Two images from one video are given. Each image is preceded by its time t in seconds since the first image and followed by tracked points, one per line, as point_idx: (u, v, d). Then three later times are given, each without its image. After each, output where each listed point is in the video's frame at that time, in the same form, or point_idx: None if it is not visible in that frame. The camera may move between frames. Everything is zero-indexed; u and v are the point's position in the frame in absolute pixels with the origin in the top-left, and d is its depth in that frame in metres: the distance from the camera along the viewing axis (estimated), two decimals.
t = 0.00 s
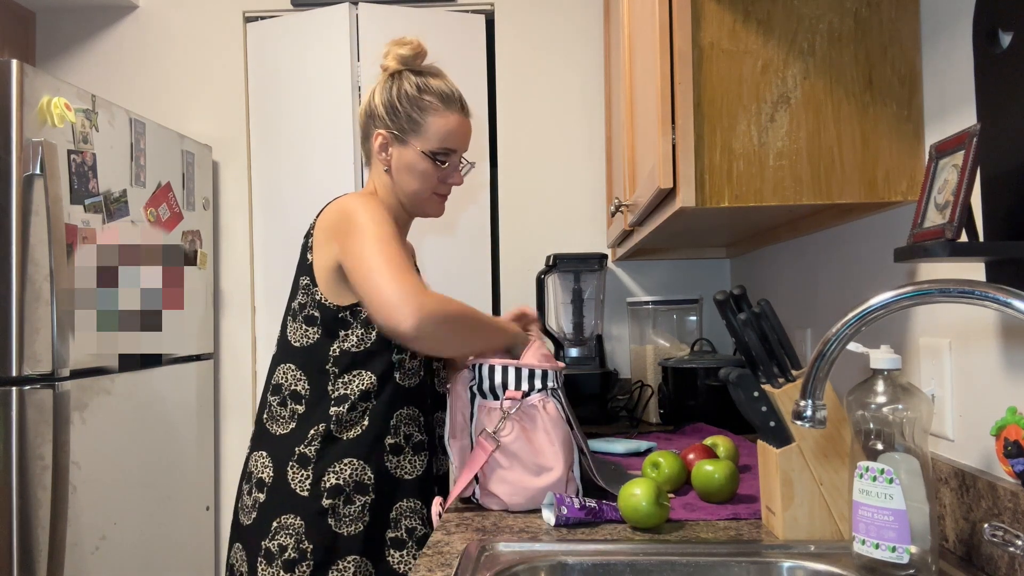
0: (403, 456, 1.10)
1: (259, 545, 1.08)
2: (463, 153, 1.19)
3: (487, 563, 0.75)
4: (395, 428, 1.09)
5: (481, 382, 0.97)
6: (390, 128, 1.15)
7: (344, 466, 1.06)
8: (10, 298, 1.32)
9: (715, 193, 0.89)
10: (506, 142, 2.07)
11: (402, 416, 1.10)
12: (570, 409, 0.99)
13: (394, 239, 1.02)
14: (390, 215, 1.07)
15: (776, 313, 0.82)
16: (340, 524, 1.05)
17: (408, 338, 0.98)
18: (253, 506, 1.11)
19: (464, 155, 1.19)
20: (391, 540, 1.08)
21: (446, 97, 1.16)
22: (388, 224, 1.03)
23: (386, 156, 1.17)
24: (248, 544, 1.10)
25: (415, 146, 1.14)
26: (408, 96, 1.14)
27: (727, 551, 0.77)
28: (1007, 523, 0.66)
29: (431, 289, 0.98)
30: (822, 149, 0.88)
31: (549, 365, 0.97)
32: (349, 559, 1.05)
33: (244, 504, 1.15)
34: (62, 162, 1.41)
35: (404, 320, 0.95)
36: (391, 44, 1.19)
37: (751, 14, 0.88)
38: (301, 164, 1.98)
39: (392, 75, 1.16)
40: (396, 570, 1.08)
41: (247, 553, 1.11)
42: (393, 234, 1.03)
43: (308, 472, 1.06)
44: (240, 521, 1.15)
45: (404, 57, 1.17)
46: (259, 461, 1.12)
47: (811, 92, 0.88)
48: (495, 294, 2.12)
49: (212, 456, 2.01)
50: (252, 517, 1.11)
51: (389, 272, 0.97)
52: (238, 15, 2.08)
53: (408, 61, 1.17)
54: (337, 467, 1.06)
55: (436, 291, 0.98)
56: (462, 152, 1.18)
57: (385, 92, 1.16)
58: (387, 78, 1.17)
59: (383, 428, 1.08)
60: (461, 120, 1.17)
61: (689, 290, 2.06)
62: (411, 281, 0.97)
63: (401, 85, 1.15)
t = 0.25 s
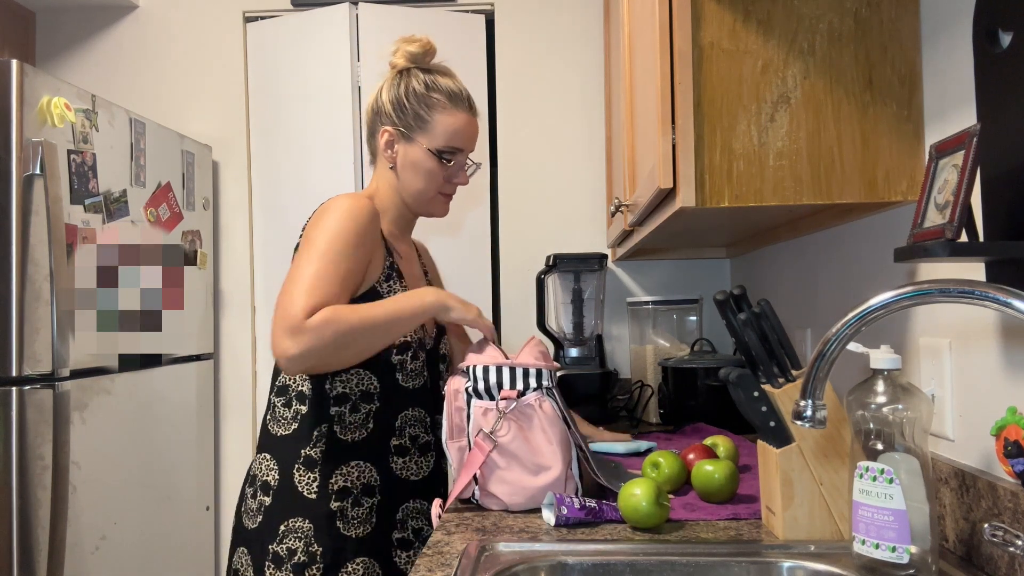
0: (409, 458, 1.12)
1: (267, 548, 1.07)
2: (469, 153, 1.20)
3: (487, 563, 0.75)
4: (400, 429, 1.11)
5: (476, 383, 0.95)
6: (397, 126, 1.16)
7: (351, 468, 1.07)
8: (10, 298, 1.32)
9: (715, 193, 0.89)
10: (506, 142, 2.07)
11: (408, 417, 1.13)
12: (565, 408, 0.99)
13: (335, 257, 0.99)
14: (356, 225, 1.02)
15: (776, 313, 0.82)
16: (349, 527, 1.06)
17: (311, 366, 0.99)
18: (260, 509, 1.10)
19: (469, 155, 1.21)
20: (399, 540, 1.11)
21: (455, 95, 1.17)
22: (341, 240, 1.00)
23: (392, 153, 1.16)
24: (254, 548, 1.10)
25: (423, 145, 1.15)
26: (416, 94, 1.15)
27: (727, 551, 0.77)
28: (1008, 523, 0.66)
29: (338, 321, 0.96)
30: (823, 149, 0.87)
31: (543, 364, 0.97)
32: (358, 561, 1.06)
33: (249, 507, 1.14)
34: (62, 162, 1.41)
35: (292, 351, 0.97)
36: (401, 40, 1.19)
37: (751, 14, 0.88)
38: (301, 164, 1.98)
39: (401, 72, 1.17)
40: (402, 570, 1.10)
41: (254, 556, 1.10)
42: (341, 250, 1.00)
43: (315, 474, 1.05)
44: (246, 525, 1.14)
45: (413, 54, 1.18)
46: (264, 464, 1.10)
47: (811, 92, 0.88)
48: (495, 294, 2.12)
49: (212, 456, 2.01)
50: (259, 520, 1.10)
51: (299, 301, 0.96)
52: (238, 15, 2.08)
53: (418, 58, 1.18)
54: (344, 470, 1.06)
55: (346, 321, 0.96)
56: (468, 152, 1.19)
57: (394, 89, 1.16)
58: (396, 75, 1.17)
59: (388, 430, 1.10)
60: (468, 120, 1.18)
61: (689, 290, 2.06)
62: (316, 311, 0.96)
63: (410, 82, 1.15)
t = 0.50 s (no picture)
0: (395, 465, 1.09)
1: (251, 548, 1.08)
2: (474, 155, 1.19)
3: (487, 563, 0.75)
4: (386, 436, 1.09)
5: (477, 383, 0.96)
6: (402, 124, 1.16)
7: (334, 474, 1.07)
8: (9, 298, 1.32)
9: (715, 193, 0.89)
10: (506, 143, 2.07)
11: (394, 423, 1.10)
12: (566, 409, 0.99)
13: (310, 278, 1.00)
14: (333, 243, 1.02)
15: (776, 313, 0.82)
16: (331, 532, 1.05)
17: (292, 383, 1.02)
18: (249, 509, 1.12)
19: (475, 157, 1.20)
20: (383, 550, 1.07)
21: (462, 95, 1.17)
22: (316, 261, 1.01)
23: (396, 151, 1.17)
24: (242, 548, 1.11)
25: (426, 144, 1.15)
26: (421, 92, 1.15)
27: (727, 550, 0.77)
28: (1008, 523, 0.66)
29: (309, 345, 0.98)
30: (823, 149, 0.87)
31: (543, 365, 0.97)
32: (338, 568, 1.04)
33: (240, 507, 1.16)
34: (62, 162, 1.41)
35: (269, 372, 1.00)
36: (410, 38, 1.21)
37: (751, 14, 0.88)
38: (301, 164, 1.98)
39: (408, 70, 1.18)
40: None
41: (241, 556, 1.11)
42: (317, 271, 1.00)
43: (299, 478, 1.06)
44: (236, 525, 1.15)
45: (422, 51, 1.19)
46: (255, 465, 1.12)
47: (811, 92, 0.88)
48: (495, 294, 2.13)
49: (212, 456, 2.01)
50: (247, 520, 1.11)
51: (274, 323, 0.99)
52: (238, 15, 2.08)
53: (425, 55, 1.19)
54: (328, 475, 1.07)
55: (317, 346, 0.98)
56: (473, 154, 1.19)
57: (400, 87, 1.17)
58: (403, 72, 1.18)
59: (373, 436, 1.09)
60: (474, 120, 1.17)
61: (689, 291, 2.06)
62: (288, 335, 0.98)
63: (416, 80, 1.16)
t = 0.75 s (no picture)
0: (392, 466, 1.10)
1: (249, 551, 1.08)
2: (469, 154, 1.19)
3: (487, 563, 0.75)
4: (383, 438, 1.10)
5: (478, 382, 0.96)
6: (394, 123, 1.16)
7: (332, 477, 1.07)
8: (9, 298, 1.32)
9: (715, 192, 0.89)
10: (506, 142, 2.07)
11: (391, 425, 1.11)
12: (567, 409, 0.99)
13: (310, 286, 1.00)
14: (329, 249, 1.02)
15: (776, 313, 0.82)
16: (328, 535, 1.05)
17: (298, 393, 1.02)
18: (247, 510, 1.12)
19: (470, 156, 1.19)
20: (381, 551, 1.08)
21: (456, 93, 1.16)
22: (313, 268, 1.01)
23: (388, 151, 1.17)
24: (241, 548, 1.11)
25: (419, 144, 1.14)
26: (414, 90, 1.15)
27: (728, 550, 0.77)
28: (1008, 523, 0.66)
29: (314, 354, 0.98)
30: (823, 149, 0.87)
31: (544, 365, 0.97)
32: (337, 571, 1.04)
33: (239, 508, 1.15)
34: (62, 162, 1.41)
35: (275, 383, 1.00)
36: (403, 33, 1.20)
37: (751, 14, 0.88)
38: (301, 164, 1.98)
39: (401, 67, 1.17)
40: None
41: (240, 556, 1.11)
42: (315, 278, 1.01)
43: (298, 480, 1.06)
44: (235, 525, 1.15)
45: (415, 48, 1.18)
46: (254, 466, 1.12)
47: (811, 92, 0.88)
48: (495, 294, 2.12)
49: (212, 456, 2.00)
50: (245, 522, 1.11)
51: (277, 334, 0.99)
52: (238, 15, 2.08)
53: (419, 52, 1.18)
54: (325, 478, 1.07)
55: (321, 354, 0.98)
56: (467, 153, 1.18)
57: (393, 84, 1.16)
58: (396, 69, 1.17)
59: (371, 439, 1.09)
60: (468, 119, 1.17)
61: (689, 291, 2.06)
62: (292, 345, 0.98)
63: (409, 78, 1.15)
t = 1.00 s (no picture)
0: (391, 464, 1.10)
1: (251, 551, 1.08)
2: (461, 149, 1.18)
3: (487, 563, 0.75)
4: (383, 437, 1.10)
5: (479, 382, 0.96)
6: (385, 120, 1.15)
7: (332, 476, 1.07)
8: (9, 298, 1.32)
9: (715, 192, 0.89)
10: (506, 142, 2.07)
11: (391, 423, 1.11)
12: (567, 409, 0.99)
13: (311, 291, 1.00)
14: (327, 252, 1.02)
15: (776, 313, 0.82)
16: (328, 535, 1.05)
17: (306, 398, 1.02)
18: (249, 511, 1.12)
19: (463, 151, 1.19)
20: (382, 549, 1.08)
21: (445, 89, 1.16)
22: (313, 273, 1.01)
23: (380, 148, 1.17)
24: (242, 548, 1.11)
25: (410, 141, 1.14)
26: (404, 87, 1.14)
27: (727, 550, 0.77)
28: (1008, 523, 0.66)
29: (322, 358, 0.98)
30: (823, 149, 0.87)
31: (545, 365, 0.97)
32: (338, 570, 1.05)
33: (241, 508, 1.16)
34: (62, 162, 1.41)
35: (284, 390, 1.00)
36: (391, 30, 1.20)
37: (751, 14, 0.88)
38: (301, 164, 1.98)
39: (390, 64, 1.17)
40: None
41: (242, 556, 1.11)
42: (316, 283, 1.01)
43: (298, 481, 1.06)
44: (237, 526, 1.15)
45: (403, 44, 1.17)
46: (256, 467, 1.12)
47: (811, 92, 0.88)
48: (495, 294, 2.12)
49: (212, 456, 2.01)
50: (247, 522, 1.11)
51: (282, 341, 0.99)
52: (238, 15, 2.08)
53: (407, 48, 1.18)
54: (325, 478, 1.06)
55: (329, 358, 0.98)
56: (459, 149, 1.18)
57: (382, 82, 1.16)
58: (385, 66, 1.17)
59: (371, 437, 1.09)
60: (459, 114, 1.17)
61: (689, 290, 2.06)
62: (298, 350, 0.98)
63: (398, 75, 1.15)
